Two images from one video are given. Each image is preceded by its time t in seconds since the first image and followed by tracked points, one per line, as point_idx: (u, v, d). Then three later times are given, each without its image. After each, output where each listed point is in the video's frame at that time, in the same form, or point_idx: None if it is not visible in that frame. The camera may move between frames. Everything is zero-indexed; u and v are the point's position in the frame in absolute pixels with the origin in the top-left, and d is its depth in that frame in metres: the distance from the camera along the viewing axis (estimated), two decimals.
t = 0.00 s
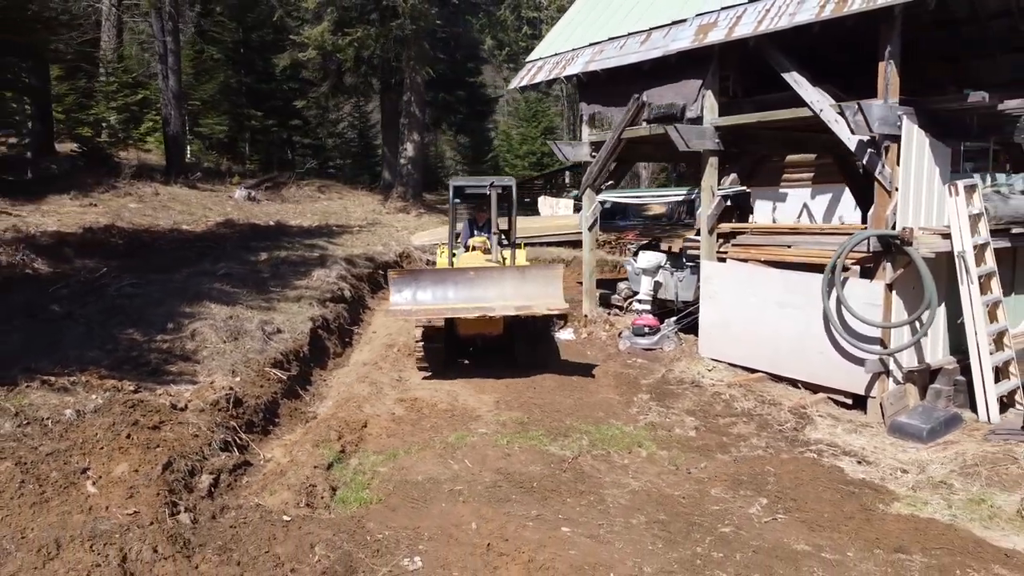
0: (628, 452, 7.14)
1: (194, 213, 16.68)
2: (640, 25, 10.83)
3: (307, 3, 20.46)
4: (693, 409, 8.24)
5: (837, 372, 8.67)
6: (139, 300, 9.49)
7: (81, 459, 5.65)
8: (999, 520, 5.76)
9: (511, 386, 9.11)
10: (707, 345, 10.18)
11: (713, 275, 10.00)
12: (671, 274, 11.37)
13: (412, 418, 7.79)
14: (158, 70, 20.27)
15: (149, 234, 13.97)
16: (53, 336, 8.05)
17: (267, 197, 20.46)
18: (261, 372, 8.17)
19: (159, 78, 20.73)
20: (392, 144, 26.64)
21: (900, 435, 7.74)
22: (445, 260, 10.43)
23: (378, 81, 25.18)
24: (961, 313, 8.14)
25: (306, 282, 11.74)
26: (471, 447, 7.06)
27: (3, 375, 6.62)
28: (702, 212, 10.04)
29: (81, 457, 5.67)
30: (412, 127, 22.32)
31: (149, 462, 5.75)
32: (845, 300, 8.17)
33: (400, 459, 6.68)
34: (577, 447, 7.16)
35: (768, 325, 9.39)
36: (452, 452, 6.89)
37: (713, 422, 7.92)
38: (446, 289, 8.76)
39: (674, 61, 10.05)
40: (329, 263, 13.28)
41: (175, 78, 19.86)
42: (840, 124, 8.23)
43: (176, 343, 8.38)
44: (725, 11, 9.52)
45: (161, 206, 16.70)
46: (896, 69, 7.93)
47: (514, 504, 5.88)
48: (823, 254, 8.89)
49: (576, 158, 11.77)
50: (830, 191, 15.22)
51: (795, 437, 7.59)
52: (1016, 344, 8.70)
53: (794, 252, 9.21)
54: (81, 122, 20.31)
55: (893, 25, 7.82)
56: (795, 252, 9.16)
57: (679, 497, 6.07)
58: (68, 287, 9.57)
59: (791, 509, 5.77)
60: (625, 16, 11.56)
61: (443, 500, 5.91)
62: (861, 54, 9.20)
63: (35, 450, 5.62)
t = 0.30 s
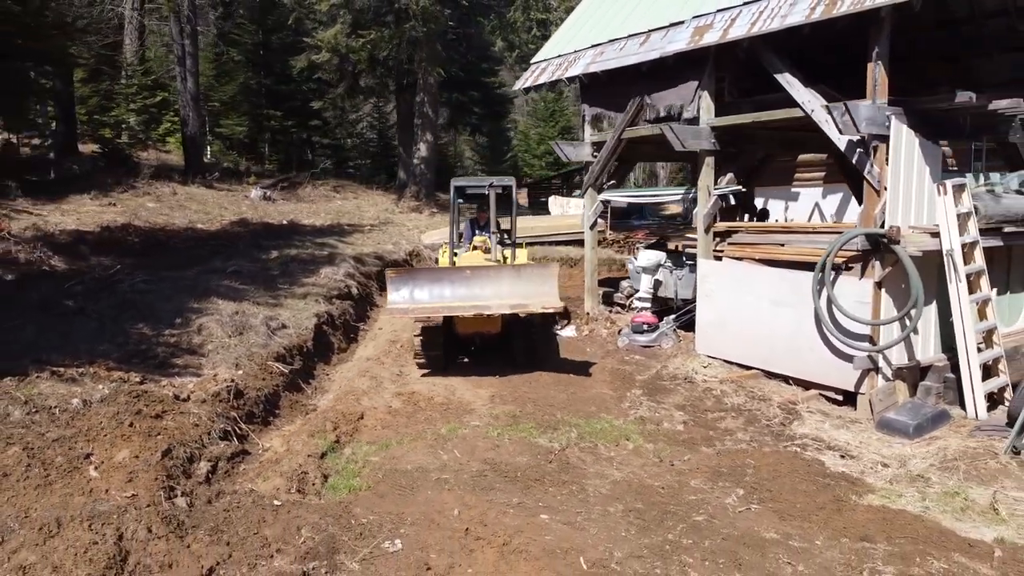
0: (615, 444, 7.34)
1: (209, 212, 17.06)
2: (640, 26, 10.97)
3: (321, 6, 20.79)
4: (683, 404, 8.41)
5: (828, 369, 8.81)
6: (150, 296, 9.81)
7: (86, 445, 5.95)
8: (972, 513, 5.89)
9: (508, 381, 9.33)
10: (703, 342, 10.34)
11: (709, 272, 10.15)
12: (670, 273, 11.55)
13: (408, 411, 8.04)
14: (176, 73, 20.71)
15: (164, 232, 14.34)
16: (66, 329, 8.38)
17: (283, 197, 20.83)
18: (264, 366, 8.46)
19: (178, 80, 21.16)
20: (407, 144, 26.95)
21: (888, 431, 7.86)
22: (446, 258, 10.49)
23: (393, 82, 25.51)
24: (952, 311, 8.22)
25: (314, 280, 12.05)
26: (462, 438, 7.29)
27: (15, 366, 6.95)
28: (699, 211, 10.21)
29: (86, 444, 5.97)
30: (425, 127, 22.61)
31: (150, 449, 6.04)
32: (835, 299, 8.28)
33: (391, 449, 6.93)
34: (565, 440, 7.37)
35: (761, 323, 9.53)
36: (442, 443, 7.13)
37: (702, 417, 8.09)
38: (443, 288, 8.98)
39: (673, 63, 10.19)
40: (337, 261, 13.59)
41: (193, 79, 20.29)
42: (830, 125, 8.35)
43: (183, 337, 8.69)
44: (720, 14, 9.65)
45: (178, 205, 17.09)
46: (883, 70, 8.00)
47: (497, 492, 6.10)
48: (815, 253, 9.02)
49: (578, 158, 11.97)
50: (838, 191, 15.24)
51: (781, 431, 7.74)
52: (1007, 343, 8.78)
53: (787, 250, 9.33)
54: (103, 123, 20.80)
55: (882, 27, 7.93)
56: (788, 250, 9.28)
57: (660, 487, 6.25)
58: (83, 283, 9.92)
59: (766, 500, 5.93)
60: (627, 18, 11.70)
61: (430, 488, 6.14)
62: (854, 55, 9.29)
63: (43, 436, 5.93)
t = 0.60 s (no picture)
0: (604, 436, 7.55)
1: (226, 211, 17.46)
2: (641, 28, 11.13)
3: (336, 8, 21.15)
4: (675, 399, 8.60)
5: (819, 366, 8.95)
6: (162, 292, 10.15)
7: (92, 432, 6.26)
8: (945, 504, 6.03)
9: (506, 376, 9.56)
10: (700, 339, 10.50)
11: (706, 270, 10.30)
12: (670, 271, 11.72)
13: (405, 403, 8.30)
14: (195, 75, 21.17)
15: (181, 231, 14.74)
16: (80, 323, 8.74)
17: (300, 197, 21.22)
18: (268, 359, 8.76)
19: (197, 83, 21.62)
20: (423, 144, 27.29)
21: (876, 426, 7.97)
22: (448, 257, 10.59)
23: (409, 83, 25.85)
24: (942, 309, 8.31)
25: (323, 277, 12.36)
26: (455, 429, 7.54)
27: (29, 358, 7.30)
28: (696, 211, 10.39)
29: (93, 430, 6.29)
30: (439, 127, 22.92)
31: (153, 436, 6.35)
32: (825, 298, 8.41)
33: (386, 439, 7.19)
34: (555, 432, 7.59)
35: (756, 320, 9.67)
36: (436, 434, 7.38)
37: (692, 411, 8.27)
38: (441, 286, 9.22)
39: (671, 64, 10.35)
40: (347, 259, 13.90)
41: (211, 81, 20.74)
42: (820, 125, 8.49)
43: (191, 331, 9.02)
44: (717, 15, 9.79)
45: (196, 205, 17.52)
46: (873, 70, 8.18)
47: (483, 480, 6.34)
48: (807, 251, 9.14)
49: (580, 158, 12.19)
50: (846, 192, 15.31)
51: (769, 425, 7.91)
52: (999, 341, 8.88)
53: (781, 249, 9.45)
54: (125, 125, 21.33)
55: (871, 29, 8.08)
56: (782, 249, 9.40)
57: (642, 477, 6.46)
58: (98, 279, 10.30)
59: (742, 490, 6.12)
60: (629, 19, 11.87)
61: (419, 476, 6.39)
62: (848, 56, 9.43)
63: (52, 423, 6.26)
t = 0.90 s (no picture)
0: (595, 429, 7.76)
1: (243, 210, 17.87)
2: (644, 30, 11.31)
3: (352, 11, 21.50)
4: (669, 395, 8.78)
5: (814, 362, 9.05)
6: (176, 289, 10.51)
7: (102, 420, 6.58)
8: (922, 497, 6.16)
9: (506, 372, 9.79)
10: (700, 337, 10.66)
11: (706, 268, 10.45)
12: (673, 269, 11.93)
13: (406, 397, 8.57)
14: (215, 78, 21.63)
15: (198, 230, 15.13)
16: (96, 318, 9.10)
17: (317, 197, 21.60)
18: (275, 353, 9.07)
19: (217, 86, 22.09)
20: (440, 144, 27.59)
21: (867, 422, 8.07)
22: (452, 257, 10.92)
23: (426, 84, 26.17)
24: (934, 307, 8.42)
25: (333, 275, 12.66)
26: (451, 421, 7.79)
27: (46, 350, 7.66)
28: (696, 210, 10.56)
29: (102, 419, 6.61)
30: (454, 128, 23.20)
31: (159, 424, 6.66)
32: (818, 296, 8.53)
33: (383, 430, 7.46)
34: (549, 425, 7.81)
35: (753, 318, 9.81)
36: (432, 426, 7.64)
37: (684, 406, 8.45)
38: (442, 285, 9.48)
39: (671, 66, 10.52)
40: (359, 258, 14.20)
41: (230, 84, 21.19)
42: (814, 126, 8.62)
43: (202, 326, 9.35)
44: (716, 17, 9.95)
45: (215, 204, 17.94)
46: (865, 72, 8.31)
47: (473, 469, 6.58)
48: (802, 249, 9.29)
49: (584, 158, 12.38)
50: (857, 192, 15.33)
51: (759, 420, 8.07)
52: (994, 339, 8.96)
53: (776, 247, 9.59)
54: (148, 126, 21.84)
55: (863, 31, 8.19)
56: (777, 247, 9.55)
57: (627, 468, 6.67)
58: (116, 276, 10.69)
59: (723, 481, 6.30)
60: (634, 21, 12.04)
61: (412, 464, 6.65)
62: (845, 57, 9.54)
63: (65, 411, 6.59)
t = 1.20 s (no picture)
0: (588, 423, 7.98)
1: (261, 211, 18.29)
2: (648, 33, 11.49)
3: (369, 15, 21.86)
4: (665, 391, 8.97)
5: (808, 361, 9.19)
6: (191, 286, 10.88)
7: (113, 410, 6.92)
8: (902, 490, 6.29)
9: (508, 369, 10.03)
10: (701, 336, 10.83)
11: (705, 268, 10.62)
12: (677, 268, 12.11)
13: (407, 391, 8.84)
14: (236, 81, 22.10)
15: (216, 229, 15.55)
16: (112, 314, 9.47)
17: (334, 197, 21.99)
18: (283, 348, 9.39)
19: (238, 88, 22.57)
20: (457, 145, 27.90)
21: (859, 419, 8.20)
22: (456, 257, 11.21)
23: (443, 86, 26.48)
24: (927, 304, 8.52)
25: (344, 274, 12.97)
26: (449, 415, 8.04)
27: (63, 343, 8.04)
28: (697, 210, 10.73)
29: (113, 409, 6.95)
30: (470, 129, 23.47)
31: (167, 414, 6.98)
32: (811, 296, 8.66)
33: (382, 422, 7.72)
34: (544, 418, 8.04)
35: (751, 317, 9.96)
36: (430, 419, 7.89)
37: (679, 402, 8.63)
38: (443, 285, 9.74)
39: (673, 68, 10.69)
40: (371, 257, 14.51)
41: (250, 86, 21.64)
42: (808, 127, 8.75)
43: (214, 322, 9.69)
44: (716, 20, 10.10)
45: (233, 204, 18.38)
46: (858, 74, 8.43)
47: (464, 460, 6.82)
48: (797, 249, 9.43)
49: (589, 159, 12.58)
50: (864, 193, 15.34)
51: (750, 416, 8.23)
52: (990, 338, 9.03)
53: (772, 246, 9.75)
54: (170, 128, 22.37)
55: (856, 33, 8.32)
56: (773, 246, 9.71)
57: (614, 460, 6.87)
58: (133, 273, 11.08)
59: (705, 473, 6.49)
60: (639, 24, 12.22)
61: (406, 455, 6.91)
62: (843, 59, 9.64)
63: (78, 401, 6.94)
